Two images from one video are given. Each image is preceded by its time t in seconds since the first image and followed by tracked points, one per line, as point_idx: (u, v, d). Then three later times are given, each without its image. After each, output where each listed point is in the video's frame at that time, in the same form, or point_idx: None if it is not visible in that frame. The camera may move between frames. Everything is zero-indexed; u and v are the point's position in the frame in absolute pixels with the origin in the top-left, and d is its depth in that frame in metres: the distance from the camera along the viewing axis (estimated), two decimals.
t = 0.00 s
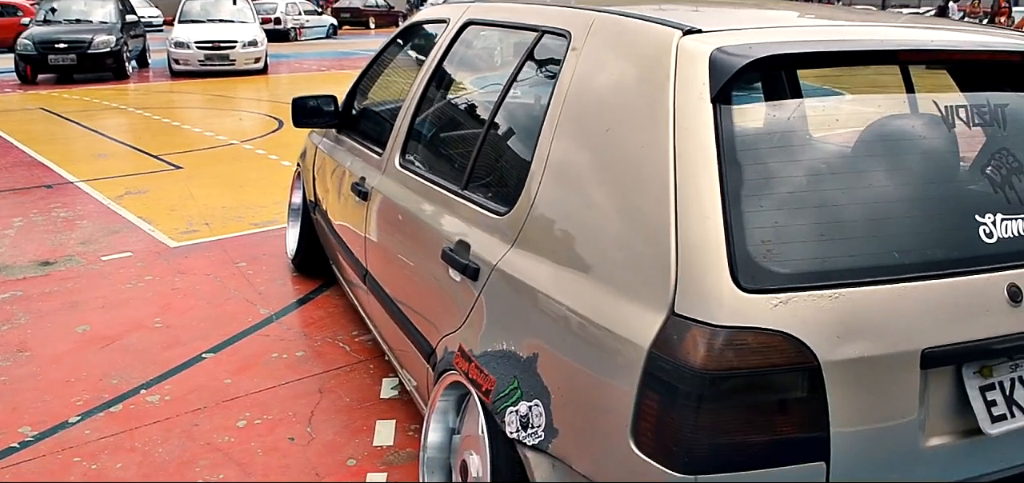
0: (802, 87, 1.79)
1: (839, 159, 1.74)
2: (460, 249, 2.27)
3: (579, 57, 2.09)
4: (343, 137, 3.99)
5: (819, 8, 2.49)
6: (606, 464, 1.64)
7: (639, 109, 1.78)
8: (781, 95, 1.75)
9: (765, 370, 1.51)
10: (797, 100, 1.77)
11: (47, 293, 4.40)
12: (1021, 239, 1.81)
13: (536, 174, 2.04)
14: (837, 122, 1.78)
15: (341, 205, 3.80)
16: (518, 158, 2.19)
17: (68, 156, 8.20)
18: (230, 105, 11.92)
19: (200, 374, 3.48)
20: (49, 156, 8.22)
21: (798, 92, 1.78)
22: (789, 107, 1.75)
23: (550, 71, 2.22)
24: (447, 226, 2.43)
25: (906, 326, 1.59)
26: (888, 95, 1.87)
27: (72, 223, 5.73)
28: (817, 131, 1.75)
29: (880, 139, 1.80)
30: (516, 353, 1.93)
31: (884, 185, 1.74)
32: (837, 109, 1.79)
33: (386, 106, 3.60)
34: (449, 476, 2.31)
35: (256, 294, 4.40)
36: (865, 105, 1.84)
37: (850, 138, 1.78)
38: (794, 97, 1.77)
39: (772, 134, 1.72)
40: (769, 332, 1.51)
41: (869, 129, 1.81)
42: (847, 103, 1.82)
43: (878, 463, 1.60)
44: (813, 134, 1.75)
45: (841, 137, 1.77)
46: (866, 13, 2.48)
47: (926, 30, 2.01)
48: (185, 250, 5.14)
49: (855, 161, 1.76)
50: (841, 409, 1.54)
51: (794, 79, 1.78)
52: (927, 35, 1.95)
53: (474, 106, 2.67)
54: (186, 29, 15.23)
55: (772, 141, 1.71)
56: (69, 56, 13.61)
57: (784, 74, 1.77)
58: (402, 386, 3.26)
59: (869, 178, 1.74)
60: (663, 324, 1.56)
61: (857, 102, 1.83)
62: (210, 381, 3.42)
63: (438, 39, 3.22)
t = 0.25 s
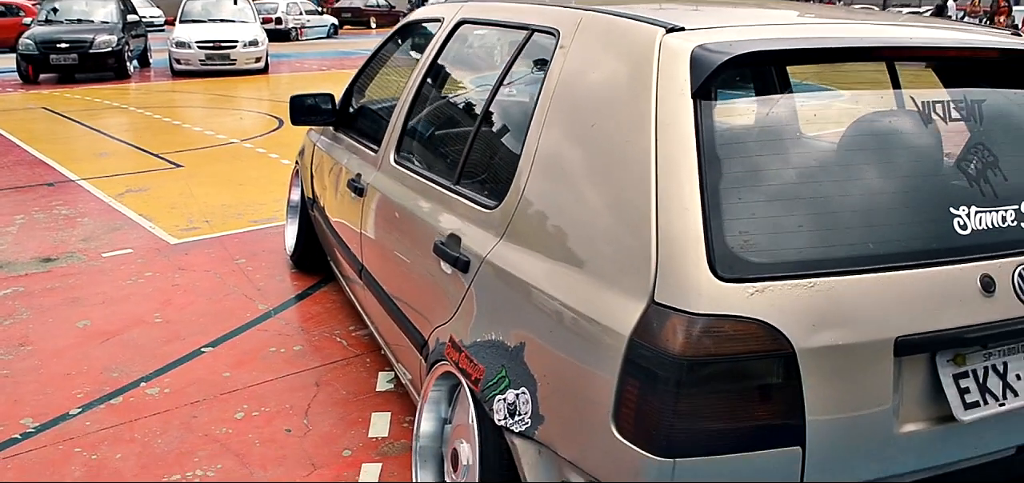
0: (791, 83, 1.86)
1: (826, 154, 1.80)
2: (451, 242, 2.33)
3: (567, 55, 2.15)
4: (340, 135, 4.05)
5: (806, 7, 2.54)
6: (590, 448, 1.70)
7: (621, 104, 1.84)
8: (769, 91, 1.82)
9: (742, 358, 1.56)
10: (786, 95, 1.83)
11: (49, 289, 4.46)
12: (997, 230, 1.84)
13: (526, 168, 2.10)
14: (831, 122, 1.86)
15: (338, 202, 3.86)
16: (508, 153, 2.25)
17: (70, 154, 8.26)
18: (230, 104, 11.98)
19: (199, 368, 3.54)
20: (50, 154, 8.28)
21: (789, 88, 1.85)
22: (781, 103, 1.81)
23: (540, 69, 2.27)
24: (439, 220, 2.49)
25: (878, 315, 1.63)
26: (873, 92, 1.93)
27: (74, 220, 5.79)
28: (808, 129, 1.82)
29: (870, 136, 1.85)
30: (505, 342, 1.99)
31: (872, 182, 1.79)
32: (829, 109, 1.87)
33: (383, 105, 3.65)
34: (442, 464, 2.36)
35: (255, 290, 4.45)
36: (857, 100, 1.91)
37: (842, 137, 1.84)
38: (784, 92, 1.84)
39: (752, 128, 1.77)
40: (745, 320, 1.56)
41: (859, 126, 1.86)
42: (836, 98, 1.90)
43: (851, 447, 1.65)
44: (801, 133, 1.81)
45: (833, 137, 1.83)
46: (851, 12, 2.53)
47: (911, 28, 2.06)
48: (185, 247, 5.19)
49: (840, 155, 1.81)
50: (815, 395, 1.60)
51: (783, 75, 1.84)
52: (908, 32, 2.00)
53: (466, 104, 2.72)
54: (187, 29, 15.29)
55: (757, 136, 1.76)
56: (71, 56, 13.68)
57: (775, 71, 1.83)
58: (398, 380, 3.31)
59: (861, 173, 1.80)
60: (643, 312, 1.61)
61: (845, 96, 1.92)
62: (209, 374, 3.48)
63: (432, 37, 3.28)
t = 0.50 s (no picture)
0: (782, 82, 1.93)
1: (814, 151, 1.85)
2: (445, 237, 2.39)
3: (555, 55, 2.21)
4: (339, 135, 4.11)
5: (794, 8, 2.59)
6: (575, 435, 1.75)
7: (607, 102, 1.90)
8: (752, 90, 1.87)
9: (720, 347, 1.62)
10: (777, 93, 1.90)
11: (52, 286, 4.53)
12: (972, 224, 1.88)
13: (515, 165, 2.16)
14: (824, 119, 1.93)
15: (337, 200, 3.93)
16: (499, 151, 2.31)
17: (74, 155, 8.34)
18: (233, 105, 12.05)
19: (200, 363, 3.59)
20: (55, 155, 8.36)
21: (780, 86, 1.92)
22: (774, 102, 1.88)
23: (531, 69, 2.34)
24: (434, 216, 2.56)
25: (853, 306, 1.69)
26: (861, 90, 1.99)
27: (78, 220, 5.86)
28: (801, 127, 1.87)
29: (860, 134, 1.91)
30: (494, 334, 2.04)
31: (862, 179, 1.85)
32: (821, 108, 1.94)
33: (380, 105, 3.70)
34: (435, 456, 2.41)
35: (256, 288, 4.51)
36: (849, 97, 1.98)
37: (835, 136, 1.90)
38: (774, 89, 1.91)
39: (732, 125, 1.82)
40: (722, 310, 1.61)
41: (849, 125, 1.92)
42: (827, 97, 1.97)
43: (826, 434, 1.70)
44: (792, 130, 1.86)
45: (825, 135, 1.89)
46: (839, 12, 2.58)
47: (892, 28, 2.12)
48: (187, 245, 5.26)
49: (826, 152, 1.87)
50: (791, 382, 1.65)
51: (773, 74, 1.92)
52: (889, 32, 2.05)
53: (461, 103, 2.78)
54: (191, 31, 15.38)
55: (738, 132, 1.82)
56: (75, 57, 13.77)
57: (765, 70, 1.89)
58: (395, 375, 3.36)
59: (852, 171, 1.85)
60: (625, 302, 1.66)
61: (837, 95, 1.98)
62: (209, 370, 3.53)
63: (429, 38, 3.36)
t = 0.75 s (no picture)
0: (775, 83, 2.03)
1: (802, 152, 1.94)
2: (440, 234, 2.47)
3: (546, 59, 2.29)
4: (340, 137, 4.18)
5: (783, 12, 2.65)
6: (562, 423, 1.82)
7: (593, 102, 1.97)
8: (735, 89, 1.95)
9: (700, 336, 1.68)
10: (770, 93, 2.00)
11: (58, 286, 4.60)
12: (948, 220, 1.94)
13: (507, 164, 2.23)
14: (817, 120, 2.01)
15: (338, 200, 4.00)
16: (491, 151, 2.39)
17: (81, 158, 8.43)
18: (239, 109, 12.15)
19: (203, 360, 3.66)
20: (62, 157, 8.45)
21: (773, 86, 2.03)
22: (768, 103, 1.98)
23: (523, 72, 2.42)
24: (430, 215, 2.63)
25: (831, 298, 1.75)
26: (844, 93, 2.07)
27: (84, 221, 5.94)
28: (793, 132, 1.97)
29: (856, 138, 2.00)
30: (485, 327, 2.11)
31: (854, 181, 1.92)
32: (816, 110, 2.03)
33: (381, 107, 3.77)
34: (430, 447, 2.47)
35: (259, 287, 4.58)
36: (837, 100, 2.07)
37: (829, 138, 1.99)
38: (767, 89, 2.01)
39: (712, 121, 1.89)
40: (701, 301, 1.68)
41: (841, 126, 2.01)
42: (824, 100, 2.06)
43: (804, 421, 1.77)
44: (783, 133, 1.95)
45: (816, 137, 1.98)
46: (827, 16, 2.64)
47: (874, 31, 2.19)
48: (192, 246, 5.33)
49: (815, 155, 1.94)
50: (768, 372, 1.72)
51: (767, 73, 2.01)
52: (870, 37, 2.12)
53: (457, 104, 2.86)
54: (197, 35, 15.49)
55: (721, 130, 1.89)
56: (83, 61, 13.89)
57: (759, 71, 1.98)
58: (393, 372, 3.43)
59: (842, 174, 1.92)
60: (609, 294, 1.73)
61: (837, 99, 2.07)
62: (212, 367, 3.60)
63: (427, 42, 3.45)
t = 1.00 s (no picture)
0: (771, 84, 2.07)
1: (792, 153, 2.00)
2: (434, 230, 2.55)
3: (537, 60, 2.38)
4: (340, 138, 4.26)
5: (770, 15, 2.73)
6: (549, 410, 1.88)
7: (580, 100, 2.05)
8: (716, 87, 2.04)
9: (680, 325, 1.74)
10: (762, 90, 2.05)
11: (63, 283, 4.68)
12: (924, 215, 2.00)
13: (499, 160, 2.31)
14: (803, 121, 2.07)
15: (338, 199, 4.08)
16: (485, 148, 2.47)
17: (86, 159, 8.51)
18: (243, 112, 12.25)
19: (204, 356, 3.73)
20: (67, 159, 8.54)
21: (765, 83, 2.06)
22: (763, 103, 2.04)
23: (515, 72, 2.51)
24: (426, 212, 2.71)
25: (807, 288, 1.81)
26: (828, 90, 2.11)
27: (89, 221, 6.02)
28: (785, 131, 2.04)
29: (849, 141, 2.06)
30: (477, 318, 2.19)
31: (847, 183, 1.98)
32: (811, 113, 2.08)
33: (379, 108, 3.85)
34: (426, 437, 2.53)
35: (260, 286, 4.65)
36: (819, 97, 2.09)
37: (823, 142, 2.05)
38: (757, 87, 2.06)
39: (689, 108, 1.98)
40: (682, 291, 1.75)
41: (838, 133, 2.07)
42: (822, 103, 2.10)
43: (781, 409, 1.83)
44: (774, 132, 2.03)
45: (804, 137, 2.04)
46: (813, 19, 2.71)
47: (853, 33, 2.27)
48: (195, 245, 5.41)
49: (802, 154, 2.01)
50: (746, 360, 1.78)
51: (760, 72, 2.07)
52: (849, 38, 2.19)
53: (451, 103, 2.94)
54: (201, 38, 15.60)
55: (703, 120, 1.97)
56: (88, 64, 14.00)
57: (749, 69, 2.06)
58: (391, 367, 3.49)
59: (834, 176, 1.99)
60: (593, 282, 1.80)
61: (836, 102, 2.11)
62: (213, 362, 3.67)
63: (424, 44, 3.54)
